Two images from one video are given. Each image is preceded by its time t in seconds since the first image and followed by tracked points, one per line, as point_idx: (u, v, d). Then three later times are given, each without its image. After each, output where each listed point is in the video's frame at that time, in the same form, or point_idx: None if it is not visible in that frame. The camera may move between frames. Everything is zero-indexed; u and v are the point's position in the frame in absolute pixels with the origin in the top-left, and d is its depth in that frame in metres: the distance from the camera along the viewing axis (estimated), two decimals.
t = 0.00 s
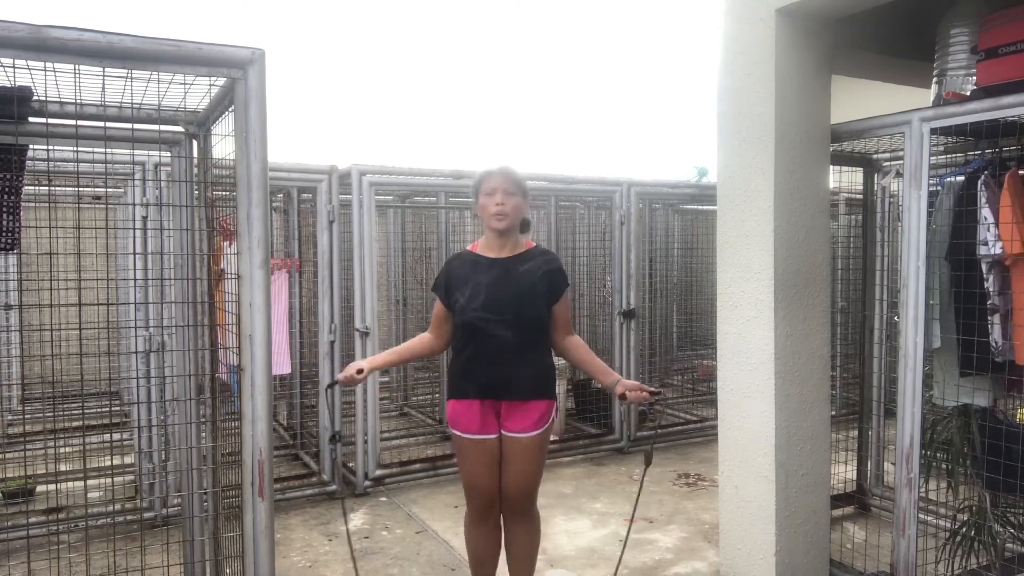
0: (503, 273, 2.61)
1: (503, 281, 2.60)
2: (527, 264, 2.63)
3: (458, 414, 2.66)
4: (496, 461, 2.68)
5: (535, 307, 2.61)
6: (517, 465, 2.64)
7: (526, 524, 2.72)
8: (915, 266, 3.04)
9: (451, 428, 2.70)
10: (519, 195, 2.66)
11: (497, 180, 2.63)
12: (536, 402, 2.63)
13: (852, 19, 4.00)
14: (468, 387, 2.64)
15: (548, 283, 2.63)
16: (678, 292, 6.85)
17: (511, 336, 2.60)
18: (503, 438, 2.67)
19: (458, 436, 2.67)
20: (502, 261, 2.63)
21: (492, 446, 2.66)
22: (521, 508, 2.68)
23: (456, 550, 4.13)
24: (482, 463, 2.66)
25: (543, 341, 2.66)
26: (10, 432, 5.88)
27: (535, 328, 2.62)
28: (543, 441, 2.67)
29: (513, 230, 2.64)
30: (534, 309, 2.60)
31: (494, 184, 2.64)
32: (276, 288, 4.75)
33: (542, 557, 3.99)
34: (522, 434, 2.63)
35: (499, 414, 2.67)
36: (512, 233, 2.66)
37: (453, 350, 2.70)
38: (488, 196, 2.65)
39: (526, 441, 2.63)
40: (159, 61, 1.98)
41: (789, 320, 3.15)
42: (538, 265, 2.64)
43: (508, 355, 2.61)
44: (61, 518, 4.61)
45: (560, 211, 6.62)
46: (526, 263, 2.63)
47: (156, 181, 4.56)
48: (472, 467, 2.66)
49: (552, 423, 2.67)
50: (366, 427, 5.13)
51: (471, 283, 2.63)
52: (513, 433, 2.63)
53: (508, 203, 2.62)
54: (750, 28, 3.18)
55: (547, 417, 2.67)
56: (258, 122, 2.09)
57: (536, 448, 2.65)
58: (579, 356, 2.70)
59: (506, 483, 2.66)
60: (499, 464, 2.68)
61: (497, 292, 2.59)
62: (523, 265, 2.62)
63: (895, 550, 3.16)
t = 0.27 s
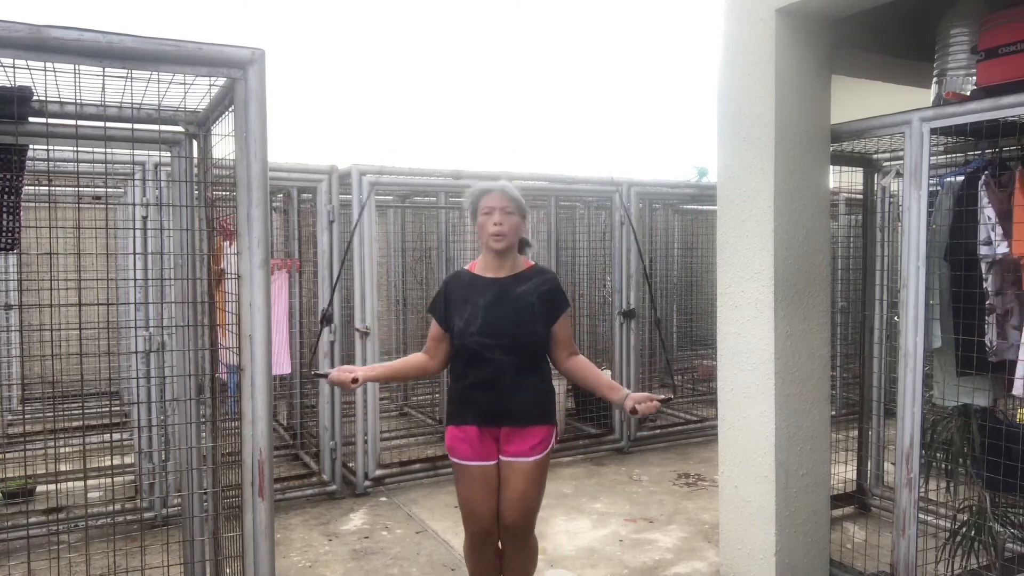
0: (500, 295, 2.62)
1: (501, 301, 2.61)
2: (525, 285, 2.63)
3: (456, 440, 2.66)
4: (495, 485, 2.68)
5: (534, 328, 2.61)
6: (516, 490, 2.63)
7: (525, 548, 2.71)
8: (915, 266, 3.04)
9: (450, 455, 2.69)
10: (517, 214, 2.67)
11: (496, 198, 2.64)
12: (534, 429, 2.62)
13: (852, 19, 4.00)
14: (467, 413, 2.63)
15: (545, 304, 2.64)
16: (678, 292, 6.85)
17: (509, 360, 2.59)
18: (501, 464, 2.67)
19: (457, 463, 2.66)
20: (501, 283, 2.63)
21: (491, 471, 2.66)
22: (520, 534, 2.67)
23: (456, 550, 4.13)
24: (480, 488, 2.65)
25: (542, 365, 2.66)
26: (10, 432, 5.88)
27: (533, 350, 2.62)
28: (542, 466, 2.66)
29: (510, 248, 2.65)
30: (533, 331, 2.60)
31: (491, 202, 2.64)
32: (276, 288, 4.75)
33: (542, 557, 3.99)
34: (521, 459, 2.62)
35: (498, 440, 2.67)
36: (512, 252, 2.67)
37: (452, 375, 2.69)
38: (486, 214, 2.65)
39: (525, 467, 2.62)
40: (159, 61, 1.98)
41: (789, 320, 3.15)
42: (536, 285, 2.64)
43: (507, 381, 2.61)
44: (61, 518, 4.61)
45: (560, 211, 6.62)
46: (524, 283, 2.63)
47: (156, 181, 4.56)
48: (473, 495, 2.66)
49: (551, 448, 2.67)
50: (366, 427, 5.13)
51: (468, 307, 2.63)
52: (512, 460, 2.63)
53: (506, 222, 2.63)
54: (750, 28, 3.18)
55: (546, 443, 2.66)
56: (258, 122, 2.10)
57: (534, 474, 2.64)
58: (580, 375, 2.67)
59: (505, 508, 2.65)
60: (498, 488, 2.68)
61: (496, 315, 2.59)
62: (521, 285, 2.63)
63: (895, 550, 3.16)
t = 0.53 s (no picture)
0: (502, 255, 2.63)
1: (502, 263, 2.61)
2: (526, 248, 2.64)
3: (458, 399, 2.66)
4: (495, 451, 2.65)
5: (534, 290, 2.62)
6: (516, 457, 2.61)
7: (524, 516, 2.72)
8: (915, 266, 3.04)
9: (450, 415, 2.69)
10: (517, 182, 2.68)
11: (495, 167, 2.65)
12: (534, 387, 2.63)
13: (852, 19, 4.00)
14: (467, 369, 2.64)
15: (545, 266, 2.65)
16: (678, 292, 6.86)
17: (510, 318, 2.60)
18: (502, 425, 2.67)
19: (457, 422, 2.66)
20: (501, 246, 2.64)
21: (490, 435, 2.64)
22: (520, 504, 2.66)
23: (456, 550, 4.12)
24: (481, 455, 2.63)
25: (541, 324, 2.67)
26: (10, 432, 5.89)
27: (534, 310, 2.63)
28: (540, 432, 2.66)
29: (510, 218, 2.65)
30: (533, 291, 2.61)
31: (491, 172, 2.65)
32: (276, 288, 4.75)
33: (542, 557, 3.99)
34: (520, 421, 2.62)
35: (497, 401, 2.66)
36: (511, 220, 2.67)
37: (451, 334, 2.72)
38: (486, 184, 2.66)
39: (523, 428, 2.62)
40: (159, 61, 1.98)
41: (789, 320, 3.15)
42: (536, 248, 2.66)
43: (508, 337, 2.61)
44: (61, 518, 4.61)
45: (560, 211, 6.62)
46: (525, 247, 2.64)
47: (156, 181, 4.56)
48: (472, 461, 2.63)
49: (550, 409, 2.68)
50: (366, 427, 5.13)
51: (470, 266, 2.63)
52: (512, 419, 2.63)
53: (506, 191, 2.63)
54: (750, 28, 3.18)
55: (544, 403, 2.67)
56: (258, 122, 2.10)
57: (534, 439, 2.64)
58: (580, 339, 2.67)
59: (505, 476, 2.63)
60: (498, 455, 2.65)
61: (496, 275, 2.60)
62: (522, 248, 2.64)
63: (895, 550, 3.16)
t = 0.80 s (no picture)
0: (502, 259, 2.62)
1: (504, 265, 2.61)
2: (526, 251, 2.64)
3: (457, 399, 2.66)
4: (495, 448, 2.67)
5: (535, 292, 2.62)
6: (516, 456, 2.62)
7: (523, 514, 2.72)
8: (915, 266, 3.04)
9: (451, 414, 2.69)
10: (518, 185, 2.68)
11: (497, 170, 2.65)
12: (534, 388, 2.63)
13: (852, 19, 4.00)
14: (467, 372, 2.64)
15: (546, 269, 2.64)
16: (678, 292, 6.86)
17: (510, 322, 2.61)
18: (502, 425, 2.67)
19: (457, 421, 2.67)
20: (502, 250, 2.64)
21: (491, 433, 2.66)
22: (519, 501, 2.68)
23: (456, 550, 4.12)
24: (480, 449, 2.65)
25: (542, 327, 2.67)
26: (10, 432, 5.89)
27: (534, 313, 2.63)
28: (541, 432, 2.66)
29: (511, 221, 2.65)
30: (534, 295, 2.61)
31: (493, 174, 2.66)
32: (276, 288, 4.75)
33: (542, 557, 3.99)
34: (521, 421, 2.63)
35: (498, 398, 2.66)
36: (512, 223, 2.67)
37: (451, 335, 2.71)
38: (488, 186, 2.66)
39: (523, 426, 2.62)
40: (159, 61, 1.98)
41: (789, 320, 3.15)
42: (536, 251, 2.65)
43: (509, 340, 2.62)
44: (61, 518, 4.61)
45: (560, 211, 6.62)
46: (525, 250, 2.64)
47: (156, 181, 4.56)
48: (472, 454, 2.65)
49: (550, 409, 2.67)
50: (366, 427, 5.13)
51: (470, 269, 2.63)
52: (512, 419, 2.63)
53: (507, 192, 2.64)
54: (750, 28, 3.18)
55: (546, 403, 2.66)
56: (259, 122, 2.09)
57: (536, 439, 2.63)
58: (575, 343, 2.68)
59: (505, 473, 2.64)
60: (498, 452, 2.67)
61: (497, 278, 2.60)
62: (522, 252, 2.64)
63: (895, 550, 3.16)
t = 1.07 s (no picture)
0: (503, 300, 2.60)
1: (504, 306, 2.60)
2: (527, 290, 2.63)
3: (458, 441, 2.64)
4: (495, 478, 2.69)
5: (536, 333, 2.61)
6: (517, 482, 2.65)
7: (524, 542, 2.72)
8: (915, 266, 3.04)
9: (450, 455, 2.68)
10: (518, 218, 2.68)
11: (497, 203, 2.64)
12: (536, 428, 2.64)
13: (852, 19, 4.00)
14: (468, 417, 2.62)
15: (546, 309, 2.64)
16: (678, 292, 6.86)
17: (511, 365, 2.60)
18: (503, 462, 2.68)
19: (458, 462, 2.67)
20: (502, 288, 2.62)
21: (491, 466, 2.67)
22: (520, 528, 2.69)
23: (456, 550, 4.12)
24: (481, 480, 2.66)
25: (542, 367, 2.67)
26: (10, 432, 5.89)
27: (535, 355, 2.63)
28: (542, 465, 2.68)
29: (512, 253, 2.65)
30: (534, 336, 2.61)
31: (493, 208, 2.64)
32: (276, 288, 4.75)
33: (542, 557, 3.99)
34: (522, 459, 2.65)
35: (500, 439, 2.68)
36: (512, 255, 2.66)
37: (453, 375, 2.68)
38: (488, 219, 2.66)
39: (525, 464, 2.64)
40: (159, 61, 1.98)
41: (789, 319, 3.15)
42: (538, 289, 2.64)
43: (509, 383, 2.61)
44: (61, 518, 4.61)
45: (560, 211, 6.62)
46: (526, 289, 2.63)
47: (155, 181, 4.56)
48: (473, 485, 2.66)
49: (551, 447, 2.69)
50: (366, 427, 5.13)
51: (470, 313, 2.61)
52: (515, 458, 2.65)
53: (507, 225, 2.63)
54: (750, 28, 3.18)
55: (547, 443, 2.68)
56: (258, 122, 2.10)
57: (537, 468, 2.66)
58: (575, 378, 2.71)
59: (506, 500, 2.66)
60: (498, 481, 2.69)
61: (498, 321, 2.59)
62: (523, 291, 2.62)
63: (895, 550, 3.16)
